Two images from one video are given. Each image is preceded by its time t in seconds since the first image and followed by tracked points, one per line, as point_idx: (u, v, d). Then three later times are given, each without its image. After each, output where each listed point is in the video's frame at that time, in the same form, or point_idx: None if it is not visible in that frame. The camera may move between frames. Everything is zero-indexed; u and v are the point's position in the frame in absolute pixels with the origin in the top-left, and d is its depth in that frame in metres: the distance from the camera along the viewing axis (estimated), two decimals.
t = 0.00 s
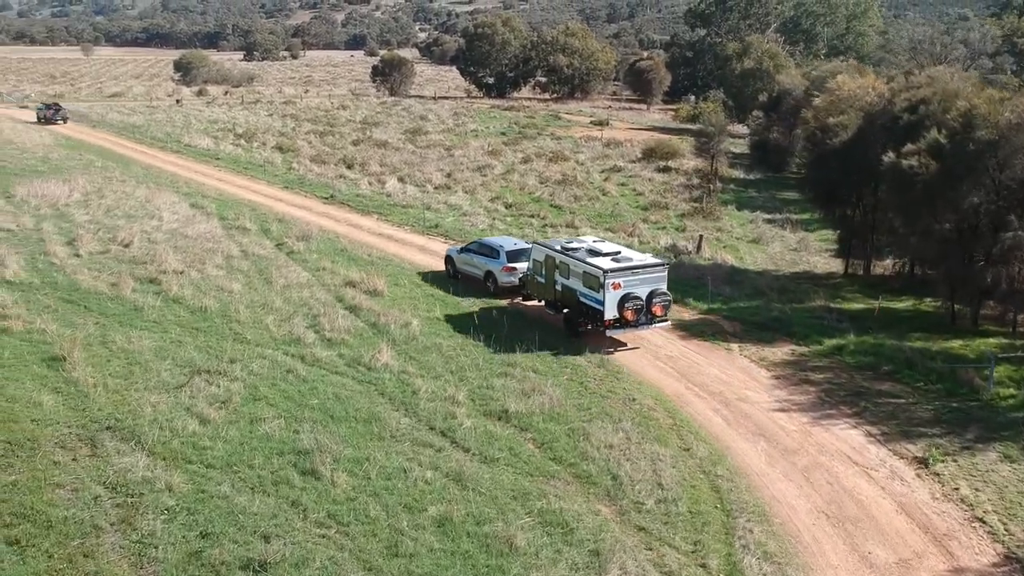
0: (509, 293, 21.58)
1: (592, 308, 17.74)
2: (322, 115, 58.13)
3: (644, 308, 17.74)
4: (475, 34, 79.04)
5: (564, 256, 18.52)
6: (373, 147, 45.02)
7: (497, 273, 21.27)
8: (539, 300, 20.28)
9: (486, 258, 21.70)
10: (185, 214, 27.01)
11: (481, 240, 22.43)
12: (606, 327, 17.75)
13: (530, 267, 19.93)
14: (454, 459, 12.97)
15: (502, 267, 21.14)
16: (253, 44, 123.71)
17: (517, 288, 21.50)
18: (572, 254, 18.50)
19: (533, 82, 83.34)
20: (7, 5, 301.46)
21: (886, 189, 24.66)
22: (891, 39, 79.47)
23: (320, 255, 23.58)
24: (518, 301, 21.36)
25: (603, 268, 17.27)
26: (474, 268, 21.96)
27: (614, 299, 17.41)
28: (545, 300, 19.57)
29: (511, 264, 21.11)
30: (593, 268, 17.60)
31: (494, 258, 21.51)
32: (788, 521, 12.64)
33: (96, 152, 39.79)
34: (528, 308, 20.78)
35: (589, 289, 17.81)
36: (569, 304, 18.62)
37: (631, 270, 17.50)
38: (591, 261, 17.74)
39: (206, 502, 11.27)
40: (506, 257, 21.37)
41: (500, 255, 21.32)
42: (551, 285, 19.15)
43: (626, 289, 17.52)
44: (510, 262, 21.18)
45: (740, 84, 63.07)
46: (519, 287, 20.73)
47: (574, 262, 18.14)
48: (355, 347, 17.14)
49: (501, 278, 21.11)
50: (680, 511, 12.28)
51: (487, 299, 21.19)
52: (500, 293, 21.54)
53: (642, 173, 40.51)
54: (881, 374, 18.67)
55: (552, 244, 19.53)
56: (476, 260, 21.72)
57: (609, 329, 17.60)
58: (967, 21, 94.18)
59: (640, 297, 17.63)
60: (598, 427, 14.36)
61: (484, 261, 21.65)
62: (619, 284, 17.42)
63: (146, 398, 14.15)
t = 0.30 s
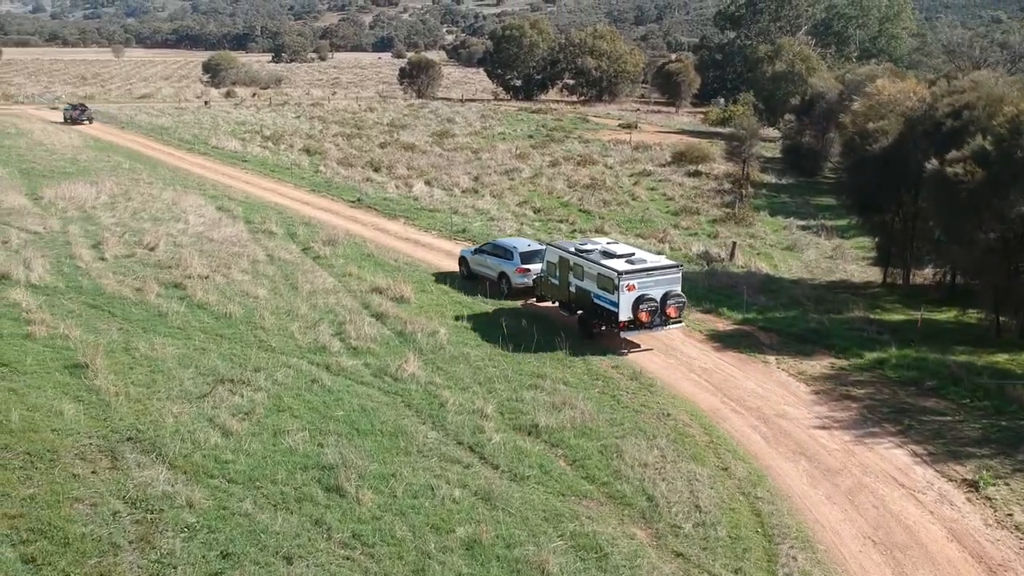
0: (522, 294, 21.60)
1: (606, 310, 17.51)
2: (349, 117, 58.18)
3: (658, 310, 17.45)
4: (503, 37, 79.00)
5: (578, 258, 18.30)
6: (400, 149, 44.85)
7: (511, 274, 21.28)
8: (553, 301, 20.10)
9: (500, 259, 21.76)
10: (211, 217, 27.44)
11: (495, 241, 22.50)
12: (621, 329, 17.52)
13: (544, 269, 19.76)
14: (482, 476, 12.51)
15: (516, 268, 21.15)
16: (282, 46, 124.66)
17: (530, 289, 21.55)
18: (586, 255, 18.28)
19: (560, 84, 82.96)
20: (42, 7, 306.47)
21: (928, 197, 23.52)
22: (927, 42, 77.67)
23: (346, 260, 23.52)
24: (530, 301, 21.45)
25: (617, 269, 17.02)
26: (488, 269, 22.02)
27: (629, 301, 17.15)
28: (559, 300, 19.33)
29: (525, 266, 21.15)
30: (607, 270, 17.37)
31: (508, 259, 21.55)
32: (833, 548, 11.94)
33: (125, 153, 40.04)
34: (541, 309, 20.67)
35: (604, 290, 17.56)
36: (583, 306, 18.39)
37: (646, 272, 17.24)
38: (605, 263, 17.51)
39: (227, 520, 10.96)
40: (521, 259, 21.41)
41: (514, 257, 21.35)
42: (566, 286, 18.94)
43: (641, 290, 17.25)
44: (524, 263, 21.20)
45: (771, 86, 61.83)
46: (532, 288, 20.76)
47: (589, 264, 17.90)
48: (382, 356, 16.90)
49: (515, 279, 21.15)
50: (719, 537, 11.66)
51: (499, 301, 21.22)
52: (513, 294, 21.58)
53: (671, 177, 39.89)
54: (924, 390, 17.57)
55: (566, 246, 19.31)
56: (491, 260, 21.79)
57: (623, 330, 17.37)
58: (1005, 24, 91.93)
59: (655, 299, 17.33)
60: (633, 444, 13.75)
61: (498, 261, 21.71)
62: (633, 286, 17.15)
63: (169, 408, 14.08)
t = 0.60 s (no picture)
0: (529, 294, 21.71)
1: (614, 311, 17.48)
2: (369, 119, 57.99)
3: (666, 310, 17.38)
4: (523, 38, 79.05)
5: (586, 258, 18.25)
6: (419, 151, 44.50)
7: (518, 275, 21.43)
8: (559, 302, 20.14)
9: (507, 259, 21.89)
10: (230, 220, 27.60)
11: (503, 241, 22.64)
12: (629, 329, 17.47)
13: (551, 269, 19.77)
14: (505, 495, 11.99)
15: (523, 268, 21.30)
16: (301, 46, 125.08)
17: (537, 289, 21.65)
18: (594, 255, 18.24)
19: (581, 86, 82.51)
20: (66, 8, 309.63)
21: (965, 205, 22.27)
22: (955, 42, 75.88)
23: (365, 264, 23.43)
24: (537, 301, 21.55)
25: (625, 270, 16.94)
26: (495, 269, 22.16)
27: (637, 301, 17.09)
28: (566, 300, 19.40)
29: (532, 266, 21.27)
30: (614, 270, 17.34)
31: (515, 260, 21.69)
32: None
33: (143, 154, 40.00)
34: (550, 309, 20.75)
35: (612, 291, 17.52)
36: (590, 305, 18.39)
37: (653, 273, 17.17)
38: (613, 264, 17.44)
39: (240, 539, 10.57)
40: (528, 259, 21.53)
41: (521, 257, 21.49)
42: (573, 286, 18.96)
43: (648, 290, 17.20)
44: (531, 264, 21.33)
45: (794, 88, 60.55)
46: (540, 289, 20.87)
47: (596, 264, 17.87)
48: (402, 365, 16.51)
49: (522, 280, 21.29)
50: (754, 562, 10.93)
51: (506, 301, 21.30)
52: (520, 294, 21.66)
53: (695, 180, 39.28)
54: (963, 405, 16.15)
55: (574, 247, 19.27)
56: (498, 260, 21.94)
57: (631, 330, 17.33)
58: None
59: (662, 299, 17.26)
60: (662, 461, 13.03)
61: (506, 262, 21.85)
62: (641, 286, 17.10)
63: (183, 419, 13.83)
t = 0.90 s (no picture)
0: (536, 294, 21.57)
1: (622, 311, 17.30)
2: (388, 120, 57.79)
3: (674, 311, 17.21)
4: (542, 40, 78.83)
5: (594, 259, 18.08)
6: (439, 153, 44.12)
7: (525, 275, 21.28)
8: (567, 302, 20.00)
9: (514, 259, 21.75)
10: (249, 222, 27.37)
11: (510, 242, 22.56)
12: (637, 329, 17.28)
13: (558, 269, 19.62)
14: (531, 514, 11.41)
15: (530, 268, 21.16)
16: (321, 47, 125.51)
17: (544, 289, 21.54)
18: (602, 256, 18.06)
19: (601, 87, 81.98)
20: (89, 9, 312.93)
21: (1002, 211, 20.77)
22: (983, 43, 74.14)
23: (384, 269, 23.09)
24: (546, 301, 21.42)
25: (633, 270, 16.75)
26: (502, 269, 22.02)
27: (645, 302, 16.91)
28: (573, 300, 19.25)
29: (539, 267, 21.16)
30: (622, 271, 17.11)
31: (522, 260, 21.54)
32: None
33: (161, 155, 39.94)
34: (557, 309, 20.64)
35: (619, 291, 17.34)
36: (598, 306, 18.25)
37: (662, 274, 16.98)
38: (621, 264, 17.26)
39: (256, 561, 10.16)
40: (535, 260, 21.41)
41: (529, 257, 21.39)
42: (581, 286, 18.78)
43: (656, 291, 17.00)
44: (538, 264, 21.23)
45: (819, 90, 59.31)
46: (547, 289, 20.73)
47: (604, 265, 17.69)
48: (422, 375, 16.05)
49: (529, 280, 21.15)
50: None
51: (513, 301, 21.16)
52: (527, 294, 21.53)
53: (718, 183, 38.59)
54: (1005, 422, 14.87)
55: (582, 247, 19.11)
56: (505, 260, 21.79)
57: (639, 331, 17.18)
58: None
59: (671, 299, 17.07)
60: (694, 479, 12.32)
61: (512, 262, 21.71)
62: (649, 287, 16.91)
63: (199, 430, 13.52)
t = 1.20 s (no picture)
0: (534, 294, 21.75)
1: (620, 311, 17.41)
2: (395, 121, 57.43)
3: (672, 311, 17.31)
4: (550, 41, 78.37)
5: (592, 259, 18.18)
6: (447, 155, 43.70)
7: (523, 274, 21.39)
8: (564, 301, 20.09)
9: (512, 259, 21.84)
10: (255, 226, 26.98)
11: (507, 242, 22.67)
12: (636, 329, 17.36)
13: (556, 269, 19.72)
14: (549, 534, 10.89)
15: (527, 268, 21.29)
16: (328, 48, 125.33)
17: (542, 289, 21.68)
18: (600, 256, 18.17)
19: (609, 89, 81.54)
20: (96, 10, 313.66)
21: None
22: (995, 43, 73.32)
23: (393, 274, 22.70)
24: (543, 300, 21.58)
25: (632, 270, 16.86)
26: (499, 269, 22.13)
27: (643, 302, 17.01)
28: (571, 300, 19.35)
29: (536, 266, 21.30)
30: (621, 271, 17.23)
31: (520, 260, 21.65)
32: None
33: (168, 157, 39.63)
34: (554, 308, 20.76)
35: (618, 291, 17.43)
36: (596, 305, 18.34)
37: (660, 274, 17.10)
38: (620, 264, 17.35)
39: None
40: (532, 259, 21.54)
41: (526, 257, 21.50)
42: (579, 286, 18.88)
43: (655, 291, 17.10)
44: (535, 264, 21.34)
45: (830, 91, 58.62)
46: (545, 288, 20.88)
47: (603, 264, 17.79)
48: (434, 385, 15.59)
49: (526, 279, 21.29)
50: None
51: (511, 301, 21.27)
52: (525, 293, 21.66)
53: (730, 186, 38.06)
54: None
55: (580, 247, 19.22)
56: (503, 260, 21.89)
57: (637, 330, 17.26)
58: None
59: (669, 299, 17.17)
60: (718, 496, 11.78)
61: (510, 262, 21.83)
62: (647, 286, 17.02)
63: (205, 443, 13.10)
